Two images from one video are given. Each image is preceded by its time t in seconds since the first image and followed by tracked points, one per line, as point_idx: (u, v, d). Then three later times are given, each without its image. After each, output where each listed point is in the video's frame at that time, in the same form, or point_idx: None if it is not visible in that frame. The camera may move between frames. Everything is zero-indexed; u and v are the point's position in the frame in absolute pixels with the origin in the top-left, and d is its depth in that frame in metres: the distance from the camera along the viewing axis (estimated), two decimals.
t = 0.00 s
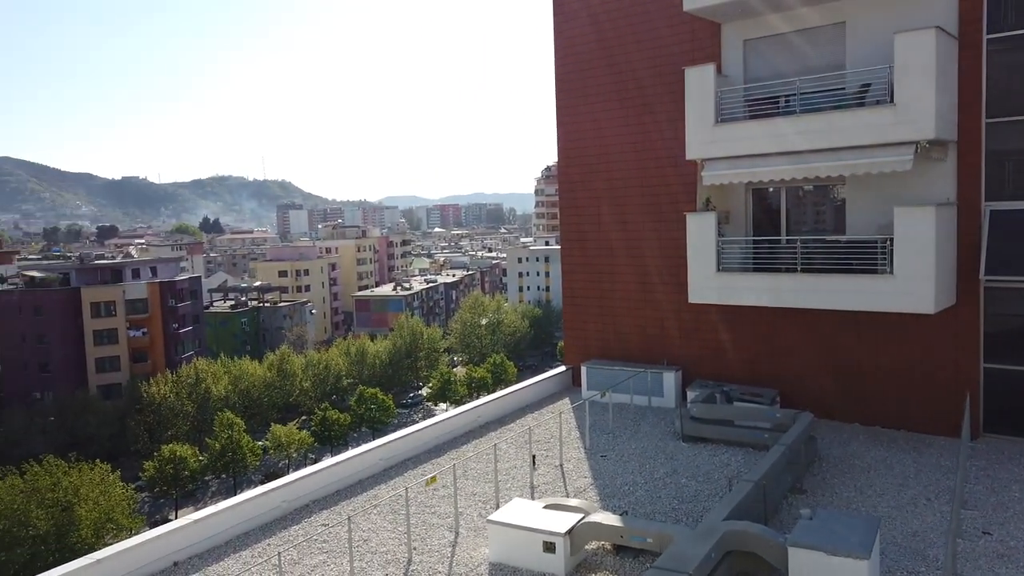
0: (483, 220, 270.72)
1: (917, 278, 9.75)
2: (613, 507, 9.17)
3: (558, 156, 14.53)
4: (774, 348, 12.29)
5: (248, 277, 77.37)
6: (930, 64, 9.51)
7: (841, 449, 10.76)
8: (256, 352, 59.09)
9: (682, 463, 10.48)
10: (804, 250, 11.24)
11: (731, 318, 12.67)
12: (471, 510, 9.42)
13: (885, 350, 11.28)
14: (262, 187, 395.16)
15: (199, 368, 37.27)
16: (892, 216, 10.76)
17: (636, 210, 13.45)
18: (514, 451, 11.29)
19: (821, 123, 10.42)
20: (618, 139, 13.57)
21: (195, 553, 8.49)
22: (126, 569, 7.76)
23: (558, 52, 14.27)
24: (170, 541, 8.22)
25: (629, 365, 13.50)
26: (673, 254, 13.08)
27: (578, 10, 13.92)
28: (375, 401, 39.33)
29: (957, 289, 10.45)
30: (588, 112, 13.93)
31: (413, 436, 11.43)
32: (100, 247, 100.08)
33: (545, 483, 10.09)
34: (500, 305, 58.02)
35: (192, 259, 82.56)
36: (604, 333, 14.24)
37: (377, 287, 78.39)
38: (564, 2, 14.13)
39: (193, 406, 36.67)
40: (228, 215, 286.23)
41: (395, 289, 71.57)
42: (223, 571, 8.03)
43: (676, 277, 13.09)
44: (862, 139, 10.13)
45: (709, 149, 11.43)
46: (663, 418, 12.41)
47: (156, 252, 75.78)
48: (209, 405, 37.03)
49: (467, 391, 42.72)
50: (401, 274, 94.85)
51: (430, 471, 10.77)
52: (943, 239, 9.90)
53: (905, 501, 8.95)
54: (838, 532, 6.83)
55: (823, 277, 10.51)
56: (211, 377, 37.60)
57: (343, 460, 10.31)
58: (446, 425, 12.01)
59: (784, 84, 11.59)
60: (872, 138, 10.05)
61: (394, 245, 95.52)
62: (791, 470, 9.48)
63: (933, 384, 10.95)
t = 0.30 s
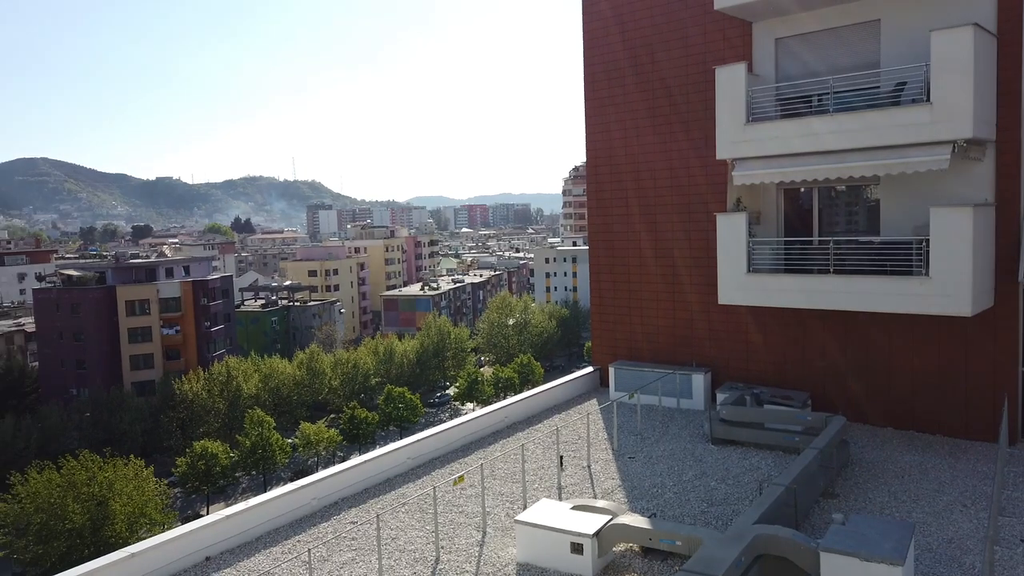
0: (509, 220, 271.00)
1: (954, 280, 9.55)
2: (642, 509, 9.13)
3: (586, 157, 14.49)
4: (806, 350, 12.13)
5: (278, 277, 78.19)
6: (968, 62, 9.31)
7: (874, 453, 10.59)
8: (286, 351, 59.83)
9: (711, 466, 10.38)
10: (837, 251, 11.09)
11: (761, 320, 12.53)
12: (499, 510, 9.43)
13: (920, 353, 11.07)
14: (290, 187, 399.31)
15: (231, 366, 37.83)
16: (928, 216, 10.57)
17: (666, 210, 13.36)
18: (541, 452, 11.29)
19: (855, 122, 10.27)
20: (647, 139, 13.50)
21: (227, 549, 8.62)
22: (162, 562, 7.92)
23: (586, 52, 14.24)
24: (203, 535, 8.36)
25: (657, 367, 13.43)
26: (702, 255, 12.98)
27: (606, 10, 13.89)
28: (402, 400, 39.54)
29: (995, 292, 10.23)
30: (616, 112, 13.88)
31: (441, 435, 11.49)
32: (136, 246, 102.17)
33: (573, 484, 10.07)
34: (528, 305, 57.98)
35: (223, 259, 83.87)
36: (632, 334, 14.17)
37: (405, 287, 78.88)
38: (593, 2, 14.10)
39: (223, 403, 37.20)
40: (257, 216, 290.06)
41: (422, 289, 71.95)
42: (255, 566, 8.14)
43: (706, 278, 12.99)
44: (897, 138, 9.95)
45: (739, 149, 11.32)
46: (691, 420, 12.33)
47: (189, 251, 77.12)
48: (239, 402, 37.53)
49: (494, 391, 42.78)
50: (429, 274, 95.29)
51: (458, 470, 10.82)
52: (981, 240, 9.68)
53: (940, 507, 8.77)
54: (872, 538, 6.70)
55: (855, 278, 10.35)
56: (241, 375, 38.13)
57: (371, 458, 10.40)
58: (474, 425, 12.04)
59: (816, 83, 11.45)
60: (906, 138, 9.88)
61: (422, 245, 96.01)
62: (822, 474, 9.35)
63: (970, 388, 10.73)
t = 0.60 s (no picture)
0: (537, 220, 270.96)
1: (994, 281, 9.33)
2: (672, 510, 9.07)
3: (616, 156, 14.42)
4: (840, 351, 11.95)
5: (309, 275, 79.05)
6: (1010, 58, 9.09)
7: (910, 457, 10.39)
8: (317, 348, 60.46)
9: (742, 468, 10.27)
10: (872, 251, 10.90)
11: (794, 321, 12.37)
12: (528, 509, 9.43)
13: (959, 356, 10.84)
14: (319, 187, 403.27)
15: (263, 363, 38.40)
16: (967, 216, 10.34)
17: (697, 210, 13.25)
18: (570, 452, 11.26)
19: (892, 120, 10.07)
20: (678, 138, 13.40)
21: (260, 543, 8.74)
22: (197, 555, 8.07)
23: (617, 51, 14.19)
24: (237, 530, 8.50)
25: (688, 367, 13.34)
26: (734, 255, 12.85)
27: (635, 8, 13.85)
28: (431, 398, 39.76)
29: None
30: (647, 111, 13.80)
31: (470, 434, 11.52)
32: (173, 245, 104.22)
33: (602, 484, 10.03)
34: (557, 305, 57.91)
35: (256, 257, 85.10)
36: (662, 334, 14.08)
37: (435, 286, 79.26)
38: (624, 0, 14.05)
39: (256, 400, 37.88)
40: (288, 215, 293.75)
41: (452, 288, 72.22)
42: (287, 561, 8.25)
43: (738, 278, 12.85)
44: (935, 136, 9.74)
45: (773, 147, 11.17)
46: (722, 421, 12.22)
47: (222, 250, 78.38)
48: (272, 399, 38.16)
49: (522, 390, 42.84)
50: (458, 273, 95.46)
51: (487, 468, 10.84)
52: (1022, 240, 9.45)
53: (979, 513, 8.58)
54: (909, 544, 6.57)
55: (891, 279, 10.16)
56: (274, 372, 38.71)
57: (401, 456, 10.46)
58: (503, 424, 12.06)
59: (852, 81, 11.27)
60: (944, 136, 9.68)
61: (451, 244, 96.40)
62: (857, 477, 9.20)
63: (1010, 391, 10.48)
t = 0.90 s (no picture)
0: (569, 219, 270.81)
1: None
2: (706, 512, 8.99)
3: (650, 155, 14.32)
4: (879, 353, 11.74)
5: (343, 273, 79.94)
6: None
7: (953, 462, 10.16)
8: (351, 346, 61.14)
9: (778, 471, 10.15)
10: (914, 251, 10.69)
11: (832, 322, 12.18)
12: (561, 509, 9.42)
13: (1004, 360, 10.57)
14: (352, 187, 407.58)
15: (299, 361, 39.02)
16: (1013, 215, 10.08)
17: (734, 209, 13.08)
18: (603, 452, 11.23)
19: (934, 117, 9.85)
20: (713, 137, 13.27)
21: (296, 538, 8.85)
22: (232, 549, 8.19)
23: (651, 49, 14.10)
24: (273, 525, 8.61)
25: (723, 368, 13.22)
26: (771, 255, 12.68)
27: (670, 7, 13.78)
28: (463, 396, 39.97)
29: None
30: (683, 109, 13.66)
31: (503, 432, 11.54)
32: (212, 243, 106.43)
33: (635, 485, 9.98)
34: (589, 304, 57.77)
35: (291, 256, 86.42)
36: (696, 334, 13.96)
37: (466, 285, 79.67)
38: None
39: (292, 396, 38.57)
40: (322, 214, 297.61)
41: (484, 286, 72.46)
42: (323, 557, 8.33)
43: (774, 278, 12.69)
44: (980, 134, 9.50)
45: (811, 146, 11.00)
46: (758, 423, 12.09)
47: (259, 248, 79.74)
48: (307, 395, 38.81)
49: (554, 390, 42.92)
50: (490, 273, 95.28)
51: (520, 467, 10.84)
52: None
53: None
54: (950, 550, 6.42)
55: (932, 279, 9.95)
56: (309, 369, 39.30)
57: (434, 454, 10.52)
58: (536, 423, 12.07)
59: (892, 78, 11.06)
60: (989, 134, 9.44)
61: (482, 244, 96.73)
62: (896, 481, 9.03)
63: None
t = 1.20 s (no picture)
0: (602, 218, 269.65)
1: None
2: (743, 514, 8.88)
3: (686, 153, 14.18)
4: (922, 355, 11.48)
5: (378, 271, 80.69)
6: None
7: (998, 468, 9.90)
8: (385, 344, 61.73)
9: (817, 474, 9.99)
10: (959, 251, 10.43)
11: (872, 323, 11.94)
12: (595, 509, 9.39)
13: None
14: (385, 186, 411.28)
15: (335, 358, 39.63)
16: None
17: (773, 207, 12.90)
18: (638, 452, 11.16)
19: (980, 114, 9.58)
20: (752, 135, 13.10)
21: (333, 533, 8.97)
22: (270, 542, 8.33)
23: (688, 47, 13.96)
24: (310, 519, 8.73)
25: (760, 370, 13.05)
26: (811, 254, 12.48)
27: (708, 4, 13.63)
28: (495, 394, 40.04)
29: None
30: (721, 106, 13.50)
31: (537, 431, 11.55)
32: (251, 241, 108.39)
33: (670, 486, 9.90)
34: (623, 304, 57.46)
35: (327, 254, 87.60)
36: (732, 336, 13.82)
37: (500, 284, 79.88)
38: None
39: (327, 392, 39.13)
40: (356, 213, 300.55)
41: (517, 285, 72.55)
42: (359, 552, 8.42)
43: (814, 278, 12.48)
44: None
45: (852, 143, 10.79)
46: (796, 426, 11.91)
47: (296, 247, 81.00)
48: (342, 391, 39.34)
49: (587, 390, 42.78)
50: (524, 272, 95.42)
51: (554, 467, 10.84)
52: None
53: None
54: (996, 557, 6.26)
55: (977, 280, 9.69)
56: (344, 366, 39.81)
57: (468, 452, 10.56)
58: (570, 423, 12.06)
59: (937, 74, 10.80)
60: None
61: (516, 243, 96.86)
62: (940, 487, 8.82)
63: None
